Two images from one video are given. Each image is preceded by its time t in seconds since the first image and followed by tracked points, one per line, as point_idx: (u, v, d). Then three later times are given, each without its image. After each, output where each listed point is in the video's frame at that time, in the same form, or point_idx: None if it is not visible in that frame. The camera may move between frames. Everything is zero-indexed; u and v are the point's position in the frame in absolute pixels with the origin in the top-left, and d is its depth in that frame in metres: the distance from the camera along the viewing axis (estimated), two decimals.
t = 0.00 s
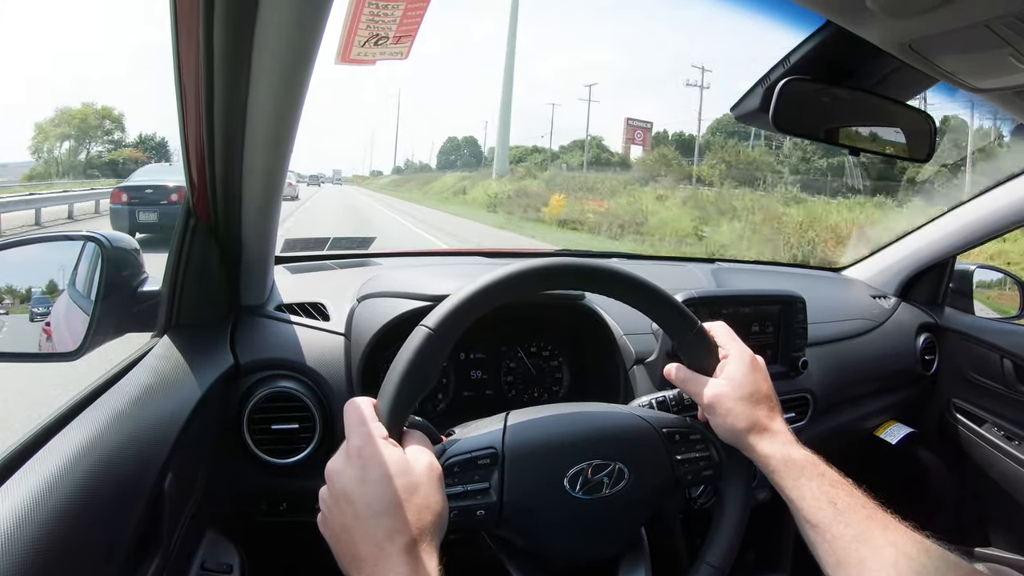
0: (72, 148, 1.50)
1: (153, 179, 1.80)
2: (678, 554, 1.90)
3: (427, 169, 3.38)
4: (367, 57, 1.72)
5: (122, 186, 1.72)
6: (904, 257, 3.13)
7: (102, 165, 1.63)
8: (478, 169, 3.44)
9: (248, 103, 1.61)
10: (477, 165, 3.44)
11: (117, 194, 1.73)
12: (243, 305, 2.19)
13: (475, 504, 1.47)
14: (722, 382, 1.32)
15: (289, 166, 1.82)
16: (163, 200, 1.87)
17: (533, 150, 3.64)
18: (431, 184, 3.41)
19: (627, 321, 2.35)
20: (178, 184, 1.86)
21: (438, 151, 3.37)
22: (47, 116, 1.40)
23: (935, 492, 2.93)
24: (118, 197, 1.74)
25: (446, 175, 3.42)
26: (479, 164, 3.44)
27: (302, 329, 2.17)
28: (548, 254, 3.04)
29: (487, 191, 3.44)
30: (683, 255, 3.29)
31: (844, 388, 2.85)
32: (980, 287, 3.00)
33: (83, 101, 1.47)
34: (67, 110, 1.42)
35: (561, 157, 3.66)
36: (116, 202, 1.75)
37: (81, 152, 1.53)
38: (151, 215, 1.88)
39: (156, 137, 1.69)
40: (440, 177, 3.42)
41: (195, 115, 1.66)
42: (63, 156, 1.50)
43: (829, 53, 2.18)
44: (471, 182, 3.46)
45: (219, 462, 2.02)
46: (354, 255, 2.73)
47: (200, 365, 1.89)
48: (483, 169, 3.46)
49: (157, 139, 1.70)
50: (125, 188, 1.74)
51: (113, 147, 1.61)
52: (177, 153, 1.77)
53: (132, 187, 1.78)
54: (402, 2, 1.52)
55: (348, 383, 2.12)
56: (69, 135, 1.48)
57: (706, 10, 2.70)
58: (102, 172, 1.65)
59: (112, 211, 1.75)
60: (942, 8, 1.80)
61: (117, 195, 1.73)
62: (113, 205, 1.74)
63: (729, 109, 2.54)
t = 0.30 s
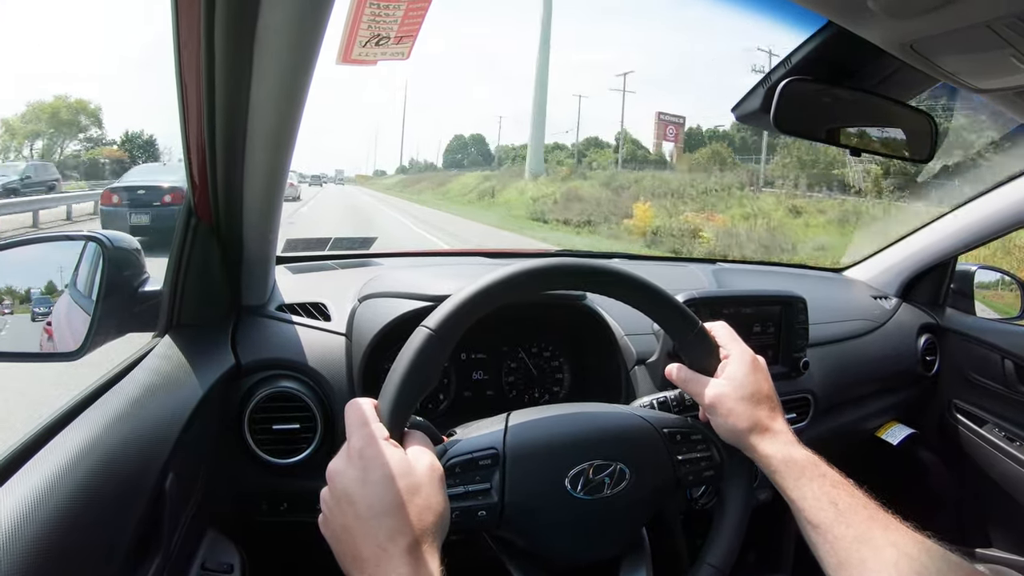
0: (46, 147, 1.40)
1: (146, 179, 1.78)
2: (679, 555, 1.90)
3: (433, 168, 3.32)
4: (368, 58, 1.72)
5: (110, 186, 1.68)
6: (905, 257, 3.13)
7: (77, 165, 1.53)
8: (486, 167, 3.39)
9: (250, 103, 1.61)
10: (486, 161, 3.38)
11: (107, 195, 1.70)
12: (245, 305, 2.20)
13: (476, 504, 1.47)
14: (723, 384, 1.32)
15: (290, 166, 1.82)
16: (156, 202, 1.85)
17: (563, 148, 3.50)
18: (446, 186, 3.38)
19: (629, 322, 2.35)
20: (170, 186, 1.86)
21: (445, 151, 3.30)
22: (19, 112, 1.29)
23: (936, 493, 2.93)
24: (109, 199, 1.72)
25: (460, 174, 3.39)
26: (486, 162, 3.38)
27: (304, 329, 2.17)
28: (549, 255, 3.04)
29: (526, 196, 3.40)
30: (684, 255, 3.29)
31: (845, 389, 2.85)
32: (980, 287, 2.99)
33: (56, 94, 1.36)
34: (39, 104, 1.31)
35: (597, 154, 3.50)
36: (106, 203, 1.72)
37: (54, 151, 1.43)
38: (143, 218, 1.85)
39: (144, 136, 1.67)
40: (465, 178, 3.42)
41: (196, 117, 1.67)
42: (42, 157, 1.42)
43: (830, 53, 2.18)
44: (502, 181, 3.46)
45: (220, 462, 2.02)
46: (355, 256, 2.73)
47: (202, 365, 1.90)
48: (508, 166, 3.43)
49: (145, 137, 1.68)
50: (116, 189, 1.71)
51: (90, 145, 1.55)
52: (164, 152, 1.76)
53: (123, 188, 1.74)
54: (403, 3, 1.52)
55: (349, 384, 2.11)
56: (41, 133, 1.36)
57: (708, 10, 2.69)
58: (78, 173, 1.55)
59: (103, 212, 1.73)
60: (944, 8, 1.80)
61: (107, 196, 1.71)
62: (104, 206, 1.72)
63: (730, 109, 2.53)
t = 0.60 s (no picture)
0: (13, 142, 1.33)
1: (136, 180, 1.76)
2: (679, 557, 1.90)
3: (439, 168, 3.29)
4: (370, 58, 1.72)
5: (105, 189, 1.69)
6: (906, 260, 3.13)
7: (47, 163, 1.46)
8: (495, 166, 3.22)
9: (251, 104, 1.61)
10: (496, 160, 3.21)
11: (97, 196, 1.70)
12: (245, 306, 2.20)
13: (476, 505, 1.47)
14: (723, 386, 1.32)
15: (292, 166, 1.82)
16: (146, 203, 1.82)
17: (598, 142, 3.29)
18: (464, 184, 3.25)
19: (631, 324, 2.34)
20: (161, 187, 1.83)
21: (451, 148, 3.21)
22: None
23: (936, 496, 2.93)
24: (99, 200, 1.71)
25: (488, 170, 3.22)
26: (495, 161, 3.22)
27: (305, 331, 2.17)
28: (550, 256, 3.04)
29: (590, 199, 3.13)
30: (685, 257, 3.28)
31: (845, 392, 2.84)
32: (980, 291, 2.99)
33: (20, 86, 1.27)
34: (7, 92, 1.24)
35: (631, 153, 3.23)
36: (95, 205, 1.71)
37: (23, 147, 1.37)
38: (135, 221, 1.82)
39: (128, 134, 1.63)
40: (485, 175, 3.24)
41: (198, 117, 1.67)
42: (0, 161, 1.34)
43: (831, 56, 2.18)
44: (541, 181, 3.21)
45: (220, 463, 2.02)
46: (355, 257, 2.72)
47: (202, 366, 1.90)
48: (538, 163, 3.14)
49: (130, 135, 1.64)
50: (105, 190, 1.71)
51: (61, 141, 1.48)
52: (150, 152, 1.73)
53: (108, 189, 1.71)
54: (405, 5, 1.53)
55: (349, 385, 2.11)
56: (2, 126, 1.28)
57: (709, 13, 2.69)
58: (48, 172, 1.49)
59: (93, 215, 1.72)
60: (945, 11, 1.80)
61: (96, 198, 1.70)
62: (93, 208, 1.70)
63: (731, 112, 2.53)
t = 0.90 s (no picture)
0: None
1: (128, 180, 1.72)
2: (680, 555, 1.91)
3: (446, 167, 3.32)
4: (371, 58, 1.72)
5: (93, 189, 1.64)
6: (907, 260, 3.12)
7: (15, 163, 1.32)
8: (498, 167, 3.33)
9: (253, 101, 1.61)
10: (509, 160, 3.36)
11: (85, 197, 1.65)
12: (247, 305, 2.20)
13: (476, 501, 1.47)
14: (727, 388, 1.31)
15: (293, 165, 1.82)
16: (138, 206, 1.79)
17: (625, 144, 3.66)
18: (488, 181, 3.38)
19: (632, 324, 2.33)
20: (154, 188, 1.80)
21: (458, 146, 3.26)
22: None
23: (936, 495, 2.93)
24: (86, 201, 1.66)
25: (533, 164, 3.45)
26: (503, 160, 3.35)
27: (306, 330, 2.17)
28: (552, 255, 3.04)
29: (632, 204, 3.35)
30: (687, 256, 3.28)
31: (846, 391, 2.84)
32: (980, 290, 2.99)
33: None
34: None
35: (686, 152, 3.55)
36: (83, 207, 1.66)
37: None
38: (123, 223, 1.78)
39: (111, 129, 1.55)
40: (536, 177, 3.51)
41: (198, 113, 1.66)
42: None
43: (834, 55, 2.17)
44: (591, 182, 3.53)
45: (222, 460, 2.03)
46: (357, 256, 2.72)
47: (203, 365, 1.90)
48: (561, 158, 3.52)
49: (113, 131, 1.56)
50: (92, 192, 1.66)
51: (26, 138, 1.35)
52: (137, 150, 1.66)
53: (100, 190, 1.67)
54: (406, 3, 1.53)
55: (350, 384, 2.11)
56: None
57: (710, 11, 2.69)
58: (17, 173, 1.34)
59: (80, 216, 1.66)
60: (946, 10, 1.80)
61: (84, 199, 1.65)
62: (80, 210, 1.65)
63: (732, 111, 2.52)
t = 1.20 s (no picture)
0: None
1: (116, 180, 1.72)
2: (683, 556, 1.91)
3: (452, 167, 3.28)
4: (374, 58, 1.72)
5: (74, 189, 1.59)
6: (909, 258, 3.12)
7: None
8: (511, 164, 3.46)
9: (255, 101, 1.61)
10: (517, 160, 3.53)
11: (71, 198, 1.61)
12: (250, 304, 2.21)
13: (479, 502, 1.47)
14: (729, 386, 1.31)
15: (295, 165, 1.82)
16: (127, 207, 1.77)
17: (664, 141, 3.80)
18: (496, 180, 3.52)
19: (634, 323, 2.34)
20: (144, 188, 1.78)
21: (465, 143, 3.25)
22: None
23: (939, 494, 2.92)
24: (71, 203, 1.61)
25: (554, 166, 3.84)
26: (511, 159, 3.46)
27: (309, 329, 2.17)
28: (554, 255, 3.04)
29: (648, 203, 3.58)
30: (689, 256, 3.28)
31: (849, 390, 2.84)
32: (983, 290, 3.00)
33: None
34: None
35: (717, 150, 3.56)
36: (68, 209, 1.61)
37: None
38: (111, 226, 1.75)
39: (86, 126, 1.49)
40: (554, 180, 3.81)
41: (202, 114, 1.66)
42: None
43: (836, 53, 2.17)
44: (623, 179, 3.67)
45: (226, 460, 2.03)
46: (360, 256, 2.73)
47: (205, 364, 1.90)
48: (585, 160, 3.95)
49: (89, 127, 1.50)
50: (78, 193, 1.62)
51: None
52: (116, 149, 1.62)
53: (88, 191, 1.66)
54: (409, 3, 1.53)
55: (353, 384, 2.11)
56: None
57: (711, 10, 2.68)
58: None
59: (64, 218, 1.61)
60: (949, 9, 1.80)
61: (70, 199, 1.61)
62: (64, 210, 1.60)
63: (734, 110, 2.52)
